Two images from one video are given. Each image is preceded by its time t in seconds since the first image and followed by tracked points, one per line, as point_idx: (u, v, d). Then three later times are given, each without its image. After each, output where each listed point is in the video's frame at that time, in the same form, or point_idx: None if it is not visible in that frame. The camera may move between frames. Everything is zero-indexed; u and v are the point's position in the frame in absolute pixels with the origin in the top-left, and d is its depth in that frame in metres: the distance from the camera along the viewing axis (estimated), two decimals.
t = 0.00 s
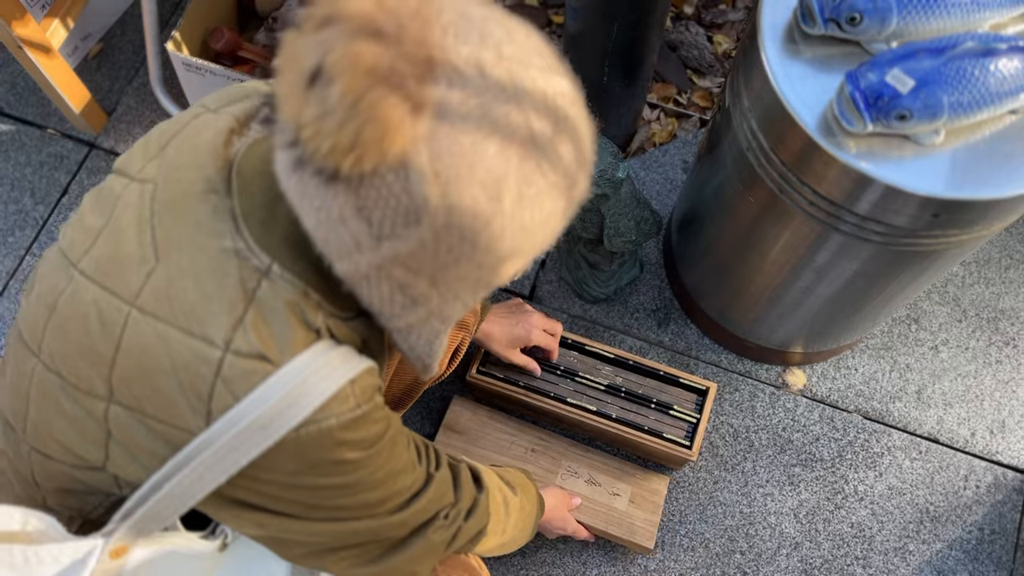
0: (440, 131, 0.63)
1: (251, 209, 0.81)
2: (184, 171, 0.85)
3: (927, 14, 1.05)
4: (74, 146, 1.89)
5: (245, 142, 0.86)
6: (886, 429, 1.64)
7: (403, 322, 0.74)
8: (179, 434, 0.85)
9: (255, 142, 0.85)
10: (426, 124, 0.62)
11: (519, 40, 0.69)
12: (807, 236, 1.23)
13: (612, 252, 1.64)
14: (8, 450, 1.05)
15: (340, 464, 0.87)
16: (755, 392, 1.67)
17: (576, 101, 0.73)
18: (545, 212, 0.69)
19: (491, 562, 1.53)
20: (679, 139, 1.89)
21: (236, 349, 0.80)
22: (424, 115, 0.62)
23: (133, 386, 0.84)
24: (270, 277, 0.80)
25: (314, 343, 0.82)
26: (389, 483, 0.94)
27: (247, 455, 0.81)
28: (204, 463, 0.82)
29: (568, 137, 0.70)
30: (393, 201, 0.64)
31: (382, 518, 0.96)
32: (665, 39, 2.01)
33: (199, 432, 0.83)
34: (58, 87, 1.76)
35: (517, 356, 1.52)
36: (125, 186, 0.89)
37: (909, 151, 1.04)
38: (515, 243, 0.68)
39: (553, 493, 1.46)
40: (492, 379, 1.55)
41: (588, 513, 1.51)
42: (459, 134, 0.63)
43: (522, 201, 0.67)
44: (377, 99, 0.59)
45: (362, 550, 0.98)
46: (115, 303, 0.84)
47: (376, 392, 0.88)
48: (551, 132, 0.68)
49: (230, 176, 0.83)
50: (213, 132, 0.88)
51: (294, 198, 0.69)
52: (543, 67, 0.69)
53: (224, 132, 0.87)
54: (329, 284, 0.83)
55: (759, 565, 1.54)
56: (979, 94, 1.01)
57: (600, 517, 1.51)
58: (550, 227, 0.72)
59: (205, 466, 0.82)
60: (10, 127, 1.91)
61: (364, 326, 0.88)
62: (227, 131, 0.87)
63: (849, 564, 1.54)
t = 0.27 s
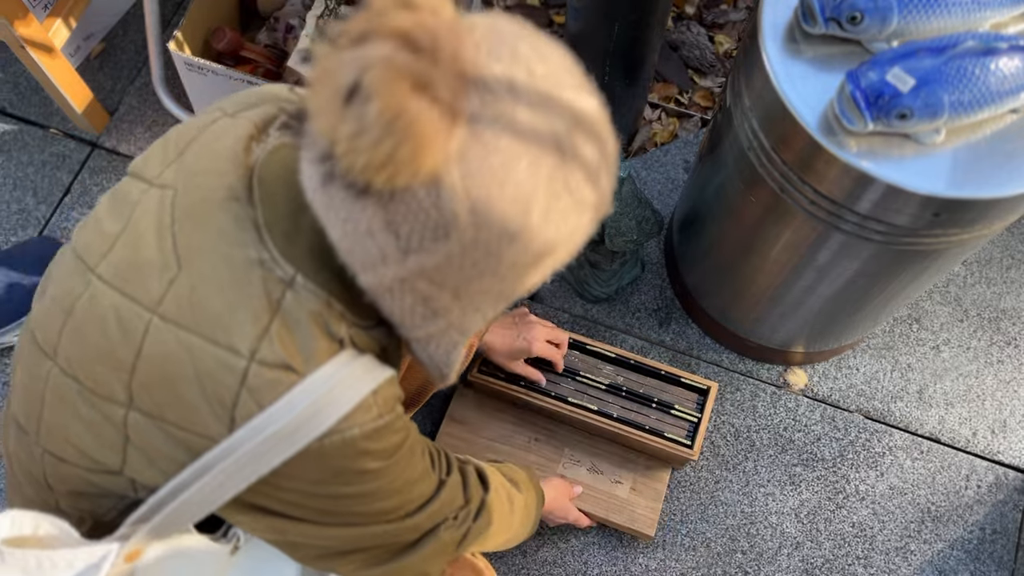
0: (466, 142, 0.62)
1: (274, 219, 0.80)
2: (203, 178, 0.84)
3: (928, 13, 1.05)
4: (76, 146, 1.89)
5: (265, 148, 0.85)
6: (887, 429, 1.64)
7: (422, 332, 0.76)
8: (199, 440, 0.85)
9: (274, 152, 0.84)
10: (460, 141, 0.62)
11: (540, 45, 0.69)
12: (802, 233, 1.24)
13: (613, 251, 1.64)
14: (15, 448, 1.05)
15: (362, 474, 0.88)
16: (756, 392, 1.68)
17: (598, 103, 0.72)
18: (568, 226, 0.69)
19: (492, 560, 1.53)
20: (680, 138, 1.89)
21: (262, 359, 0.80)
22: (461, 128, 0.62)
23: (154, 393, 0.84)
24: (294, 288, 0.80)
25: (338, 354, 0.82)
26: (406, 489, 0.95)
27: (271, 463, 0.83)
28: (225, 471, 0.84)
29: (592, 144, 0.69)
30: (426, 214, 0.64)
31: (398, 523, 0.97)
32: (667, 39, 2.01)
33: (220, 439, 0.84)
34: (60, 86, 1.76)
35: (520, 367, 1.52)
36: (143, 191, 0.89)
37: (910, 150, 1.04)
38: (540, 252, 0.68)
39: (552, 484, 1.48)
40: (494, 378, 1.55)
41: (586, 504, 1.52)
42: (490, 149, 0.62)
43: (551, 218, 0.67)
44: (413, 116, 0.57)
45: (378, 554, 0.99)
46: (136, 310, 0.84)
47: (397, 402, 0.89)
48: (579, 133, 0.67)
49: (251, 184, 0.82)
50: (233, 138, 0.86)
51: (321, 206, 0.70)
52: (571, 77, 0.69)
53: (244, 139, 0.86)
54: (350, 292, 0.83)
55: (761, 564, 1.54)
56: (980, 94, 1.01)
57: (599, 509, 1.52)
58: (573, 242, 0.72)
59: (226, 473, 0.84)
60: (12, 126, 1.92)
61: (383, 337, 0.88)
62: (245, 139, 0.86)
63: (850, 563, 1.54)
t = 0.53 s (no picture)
0: (475, 148, 0.62)
1: (282, 224, 0.81)
2: (211, 184, 0.84)
3: (929, 13, 1.05)
4: (78, 146, 1.90)
5: (271, 153, 0.85)
6: (888, 430, 1.64)
7: (429, 338, 0.76)
8: (206, 447, 0.86)
9: (279, 156, 0.84)
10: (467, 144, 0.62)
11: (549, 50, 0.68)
12: (798, 229, 1.24)
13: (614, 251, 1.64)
14: (18, 448, 1.06)
15: (370, 478, 0.88)
16: (757, 392, 1.68)
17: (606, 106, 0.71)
18: (574, 230, 0.68)
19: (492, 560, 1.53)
20: (681, 139, 1.90)
21: (270, 365, 0.80)
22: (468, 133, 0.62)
23: (161, 400, 0.85)
24: (303, 295, 0.80)
25: (346, 358, 0.82)
26: (412, 492, 0.95)
27: (280, 469, 0.82)
28: (235, 478, 0.83)
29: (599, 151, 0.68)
30: (432, 220, 0.65)
31: (404, 525, 0.97)
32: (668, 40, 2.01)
33: (228, 446, 0.84)
34: (62, 87, 1.76)
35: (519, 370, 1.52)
36: (149, 196, 0.88)
37: (911, 150, 1.04)
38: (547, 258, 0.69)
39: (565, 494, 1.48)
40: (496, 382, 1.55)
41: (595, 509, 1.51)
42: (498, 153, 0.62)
43: (557, 221, 0.66)
44: (422, 121, 0.59)
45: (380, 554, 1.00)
46: (143, 317, 0.84)
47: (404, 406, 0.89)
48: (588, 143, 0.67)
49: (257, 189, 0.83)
50: (239, 143, 0.87)
51: (328, 210, 0.70)
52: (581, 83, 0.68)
53: (250, 145, 0.86)
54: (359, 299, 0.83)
55: (762, 564, 1.54)
56: (979, 94, 1.01)
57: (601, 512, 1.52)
58: (580, 246, 0.71)
59: (236, 480, 0.84)
60: (15, 127, 1.92)
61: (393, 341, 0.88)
62: (252, 144, 0.86)
63: (851, 564, 1.54)
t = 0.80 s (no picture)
0: (443, 125, 0.63)
1: (273, 226, 0.80)
2: (204, 182, 0.84)
3: (928, 14, 1.05)
4: (80, 147, 1.90)
5: (267, 155, 0.85)
6: (888, 430, 1.64)
7: (429, 328, 0.75)
8: (190, 447, 0.86)
9: (272, 158, 0.84)
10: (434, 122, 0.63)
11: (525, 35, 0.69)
12: (809, 234, 1.23)
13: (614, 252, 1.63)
14: (18, 450, 1.06)
15: (356, 482, 0.88)
16: (757, 393, 1.68)
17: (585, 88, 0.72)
18: (553, 193, 0.68)
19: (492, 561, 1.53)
20: (681, 140, 1.90)
21: (258, 365, 0.80)
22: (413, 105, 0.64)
23: (152, 400, 0.85)
24: (293, 295, 0.80)
25: (335, 361, 0.83)
26: (402, 501, 0.95)
27: (264, 472, 0.83)
28: (221, 479, 0.84)
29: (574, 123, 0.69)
30: (397, 192, 0.65)
31: (396, 537, 0.97)
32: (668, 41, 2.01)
33: (215, 447, 0.84)
34: (63, 88, 1.76)
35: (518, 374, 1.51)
36: (149, 196, 0.89)
37: (910, 150, 1.04)
38: (533, 236, 0.68)
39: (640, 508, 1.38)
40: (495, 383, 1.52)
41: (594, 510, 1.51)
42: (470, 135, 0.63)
43: (526, 182, 0.65)
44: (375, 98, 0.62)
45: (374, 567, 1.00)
46: (137, 316, 0.84)
47: (393, 409, 0.89)
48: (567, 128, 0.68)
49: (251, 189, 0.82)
50: (235, 146, 0.86)
51: (313, 206, 0.71)
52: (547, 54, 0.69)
53: (247, 147, 0.86)
54: (350, 297, 0.84)
55: (762, 565, 1.54)
56: (979, 94, 1.01)
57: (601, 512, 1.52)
58: (566, 213, 0.70)
59: (222, 481, 0.84)
60: (17, 128, 1.92)
61: (384, 341, 0.90)
62: (249, 146, 0.86)
63: (851, 564, 1.54)
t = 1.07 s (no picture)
0: (406, 116, 0.63)
1: (250, 229, 0.79)
2: (186, 186, 0.84)
3: (929, 15, 1.05)
4: (81, 148, 1.90)
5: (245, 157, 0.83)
6: (889, 431, 1.64)
7: (414, 323, 0.74)
8: (175, 453, 0.86)
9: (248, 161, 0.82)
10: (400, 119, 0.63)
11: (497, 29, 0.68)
12: (817, 238, 1.22)
13: (614, 253, 1.63)
14: (11, 453, 1.06)
15: (338, 484, 0.87)
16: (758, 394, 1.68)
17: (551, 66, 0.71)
18: (522, 176, 0.67)
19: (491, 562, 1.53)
20: (682, 141, 1.90)
21: (237, 369, 0.80)
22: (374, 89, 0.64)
23: (133, 404, 0.85)
24: (272, 296, 0.80)
25: (315, 363, 0.82)
26: (388, 502, 0.94)
27: (246, 476, 0.82)
28: (206, 485, 0.84)
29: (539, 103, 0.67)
30: (361, 184, 0.65)
31: (385, 537, 0.97)
32: (669, 42, 2.01)
33: (197, 452, 0.84)
34: (63, 89, 1.77)
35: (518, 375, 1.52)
36: (132, 200, 0.89)
37: (910, 151, 1.04)
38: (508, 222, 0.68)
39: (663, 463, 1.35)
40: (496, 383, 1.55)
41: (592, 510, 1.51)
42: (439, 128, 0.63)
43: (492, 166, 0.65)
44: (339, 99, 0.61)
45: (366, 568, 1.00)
46: (118, 320, 0.85)
47: (376, 411, 0.89)
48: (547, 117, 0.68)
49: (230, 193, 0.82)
50: (217, 148, 0.86)
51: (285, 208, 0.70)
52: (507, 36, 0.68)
53: (228, 148, 0.86)
54: (332, 298, 0.82)
55: (762, 566, 1.54)
56: (979, 95, 1.01)
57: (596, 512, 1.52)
58: (539, 198, 0.69)
59: (207, 487, 0.84)
60: (18, 129, 1.93)
61: (368, 339, 0.88)
62: (230, 148, 0.86)
63: (852, 565, 1.54)
